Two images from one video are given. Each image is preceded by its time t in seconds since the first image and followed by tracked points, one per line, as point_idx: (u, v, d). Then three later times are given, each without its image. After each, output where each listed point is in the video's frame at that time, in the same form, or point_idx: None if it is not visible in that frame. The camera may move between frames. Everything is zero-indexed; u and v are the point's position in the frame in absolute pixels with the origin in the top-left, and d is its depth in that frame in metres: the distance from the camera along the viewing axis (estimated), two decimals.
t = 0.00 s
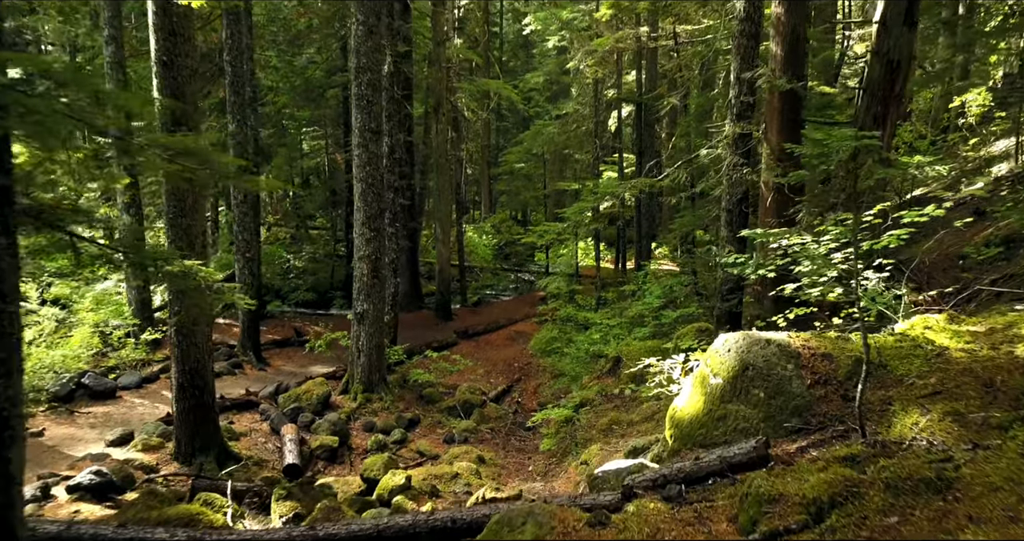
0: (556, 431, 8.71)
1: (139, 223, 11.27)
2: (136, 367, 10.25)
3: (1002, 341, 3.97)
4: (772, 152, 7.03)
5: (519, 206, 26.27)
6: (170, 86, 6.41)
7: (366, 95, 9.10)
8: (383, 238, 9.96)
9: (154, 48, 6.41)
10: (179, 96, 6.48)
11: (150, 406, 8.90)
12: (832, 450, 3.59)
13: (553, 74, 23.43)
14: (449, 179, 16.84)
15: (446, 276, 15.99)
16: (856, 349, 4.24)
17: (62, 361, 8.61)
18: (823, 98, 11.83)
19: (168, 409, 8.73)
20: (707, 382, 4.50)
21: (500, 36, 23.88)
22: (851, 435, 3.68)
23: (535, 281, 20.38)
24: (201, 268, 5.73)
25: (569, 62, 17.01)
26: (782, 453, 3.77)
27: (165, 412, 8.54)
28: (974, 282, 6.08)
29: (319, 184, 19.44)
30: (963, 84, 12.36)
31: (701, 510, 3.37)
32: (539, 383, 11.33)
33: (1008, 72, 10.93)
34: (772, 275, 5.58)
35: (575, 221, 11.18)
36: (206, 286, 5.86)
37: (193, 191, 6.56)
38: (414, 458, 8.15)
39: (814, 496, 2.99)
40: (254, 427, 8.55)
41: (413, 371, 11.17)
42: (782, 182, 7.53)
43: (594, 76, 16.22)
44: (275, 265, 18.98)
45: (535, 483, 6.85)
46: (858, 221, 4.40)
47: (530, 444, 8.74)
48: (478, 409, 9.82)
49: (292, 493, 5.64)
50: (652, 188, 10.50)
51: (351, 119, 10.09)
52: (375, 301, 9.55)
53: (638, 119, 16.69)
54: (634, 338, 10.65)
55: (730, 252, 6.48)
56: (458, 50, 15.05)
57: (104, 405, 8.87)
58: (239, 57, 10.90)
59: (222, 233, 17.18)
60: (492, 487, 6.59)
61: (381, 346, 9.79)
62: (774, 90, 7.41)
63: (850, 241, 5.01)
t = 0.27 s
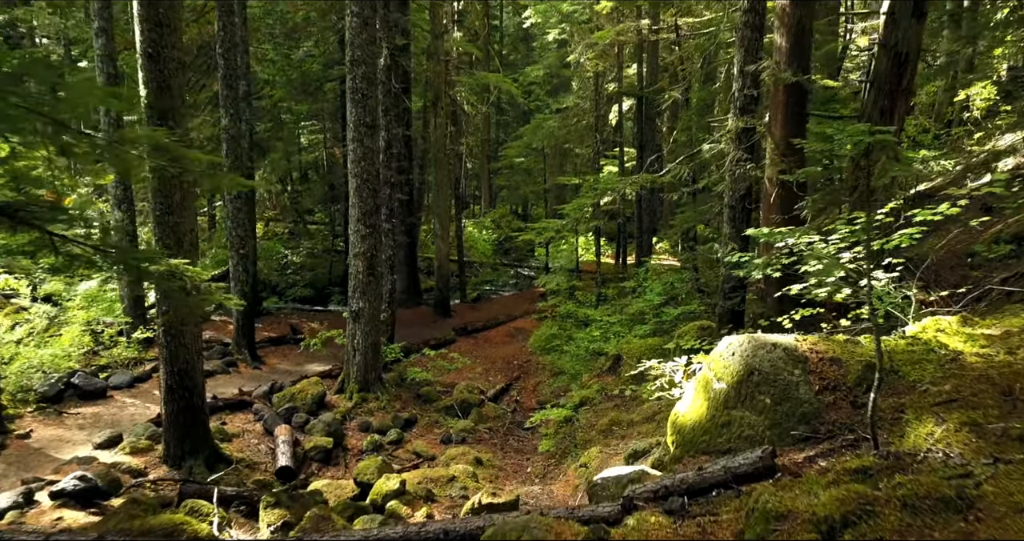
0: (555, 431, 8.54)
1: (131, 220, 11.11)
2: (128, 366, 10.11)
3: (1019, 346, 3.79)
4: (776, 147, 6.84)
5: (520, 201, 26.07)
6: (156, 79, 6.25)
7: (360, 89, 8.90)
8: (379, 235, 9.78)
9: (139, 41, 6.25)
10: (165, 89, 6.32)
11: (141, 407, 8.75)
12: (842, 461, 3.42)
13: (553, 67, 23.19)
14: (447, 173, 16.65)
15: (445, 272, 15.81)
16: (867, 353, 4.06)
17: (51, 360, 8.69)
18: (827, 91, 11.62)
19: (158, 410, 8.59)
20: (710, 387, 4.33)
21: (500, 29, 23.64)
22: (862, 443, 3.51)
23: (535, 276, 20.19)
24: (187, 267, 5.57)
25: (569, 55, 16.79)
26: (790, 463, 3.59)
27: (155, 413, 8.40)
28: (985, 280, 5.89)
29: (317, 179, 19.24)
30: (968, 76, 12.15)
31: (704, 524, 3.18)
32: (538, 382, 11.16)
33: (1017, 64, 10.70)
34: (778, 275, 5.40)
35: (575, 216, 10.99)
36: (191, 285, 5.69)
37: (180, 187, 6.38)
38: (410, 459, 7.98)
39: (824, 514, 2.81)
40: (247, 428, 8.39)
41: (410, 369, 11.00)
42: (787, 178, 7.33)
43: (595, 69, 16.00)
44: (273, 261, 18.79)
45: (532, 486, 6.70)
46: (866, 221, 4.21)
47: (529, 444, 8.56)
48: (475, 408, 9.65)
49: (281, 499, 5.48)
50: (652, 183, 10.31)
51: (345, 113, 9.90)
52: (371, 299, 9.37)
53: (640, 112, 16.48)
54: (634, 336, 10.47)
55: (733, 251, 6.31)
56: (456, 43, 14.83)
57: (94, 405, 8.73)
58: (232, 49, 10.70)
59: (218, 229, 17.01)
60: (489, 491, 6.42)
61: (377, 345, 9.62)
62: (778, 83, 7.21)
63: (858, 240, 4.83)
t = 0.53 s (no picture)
0: (554, 431, 8.40)
1: (126, 218, 11.01)
2: (122, 366, 10.00)
3: None
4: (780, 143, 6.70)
5: (521, 197, 25.91)
6: (144, 75, 6.14)
7: (356, 85, 8.75)
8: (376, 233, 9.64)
9: (128, 35, 6.13)
10: (154, 85, 6.21)
11: (134, 408, 8.64)
12: (851, 472, 3.28)
13: (553, 62, 23.02)
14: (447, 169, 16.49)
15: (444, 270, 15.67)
16: (876, 358, 3.92)
17: (42, 361, 8.62)
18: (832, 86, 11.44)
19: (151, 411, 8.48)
20: (713, 393, 4.19)
21: (500, 24, 23.46)
22: (872, 453, 3.38)
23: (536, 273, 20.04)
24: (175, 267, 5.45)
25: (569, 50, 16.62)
26: (797, 473, 3.46)
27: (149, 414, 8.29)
28: (995, 280, 5.74)
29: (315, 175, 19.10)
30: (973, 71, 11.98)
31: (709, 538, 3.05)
32: (538, 381, 11.02)
33: None
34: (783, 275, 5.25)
35: (575, 214, 10.84)
36: (180, 285, 5.57)
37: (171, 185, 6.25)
38: (407, 460, 7.84)
39: (835, 531, 2.68)
40: (242, 429, 8.27)
41: (408, 369, 10.87)
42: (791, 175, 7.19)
43: (596, 64, 15.84)
44: (272, 258, 18.66)
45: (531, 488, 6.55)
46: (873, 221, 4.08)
47: (528, 445, 8.43)
48: (474, 408, 9.52)
49: (274, 505, 5.36)
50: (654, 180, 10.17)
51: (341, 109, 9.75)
52: (368, 297, 9.24)
53: (641, 108, 16.31)
54: (635, 335, 10.33)
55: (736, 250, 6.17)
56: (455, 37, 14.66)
57: (87, 406, 8.62)
58: (227, 44, 10.56)
59: (216, 226, 16.88)
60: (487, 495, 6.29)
61: (374, 344, 9.49)
62: (782, 78, 7.06)
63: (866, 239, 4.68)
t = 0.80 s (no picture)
0: (554, 436, 8.24)
1: (120, 216, 10.81)
2: (116, 367, 9.82)
3: None
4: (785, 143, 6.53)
5: (521, 195, 25.75)
6: (133, 71, 5.96)
7: (353, 82, 8.58)
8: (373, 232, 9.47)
9: (116, 31, 5.95)
10: (143, 82, 6.03)
11: (126, 410, 8.46)
12: (865, 489, 3.15)
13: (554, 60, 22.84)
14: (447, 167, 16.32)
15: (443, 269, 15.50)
16: (888, 369, 3.77)
17: (34, 363, 8.74)
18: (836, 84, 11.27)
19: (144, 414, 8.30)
20: (718, 402, 4.03)
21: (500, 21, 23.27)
22: (886, 470, 3.23)
23: (536, 272, 19.88)
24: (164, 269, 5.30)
25: (570, 47, 16.45)
26: (808, 490, 3.30)
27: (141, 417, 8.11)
28: (1009, 284, 5.57)
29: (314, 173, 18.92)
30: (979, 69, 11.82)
31: None
32: (538, 383, 10.87)
33: None
34: (789, 278, 5.09)
35: (576, 213, 10.66)
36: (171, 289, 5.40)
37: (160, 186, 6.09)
38: (404, 465, 7.68)
39: None
40: (236, 433, 8.11)
41: (406, 370, 10.72)
42: (797, 175, 7.02)
43: (597, 62, 15.66)
44: (269, 257, 18.47)
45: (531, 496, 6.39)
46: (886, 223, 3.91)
47: (527, 450, 8.27)
48: (473, 411, 9.36)
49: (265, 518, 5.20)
50: (656, 180, 10.00)
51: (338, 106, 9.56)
52: (365, 298, 9.08)
53: (642, 106, 16.15)
54: (637, 336, 10.16)
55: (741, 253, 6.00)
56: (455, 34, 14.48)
57: (79, 409, 8.43)
58: (222, 40, 10.36)
59: (213, 225, 16.70)
60: (485, 502, 6.14)
61: (371, 346, 9.33)
62: (787, 76, 6.88)
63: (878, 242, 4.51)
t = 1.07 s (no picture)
0: (553, 444, 8.05)
1: (111, 218, 10.62)
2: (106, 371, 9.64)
3: None
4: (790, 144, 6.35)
5: (520, 195, 25.56)
6: (119, 69, 5.76)
7: (348, 81, 8.38)
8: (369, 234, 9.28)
9: (101, 28, 5.74)
10: (129, 80, 5.82)
11: (116, 416, 8.28)
12: (881, 514, 2.98)
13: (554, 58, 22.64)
14: (445, 167, 16.13)
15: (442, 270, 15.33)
16: (903, 383, 3.60)
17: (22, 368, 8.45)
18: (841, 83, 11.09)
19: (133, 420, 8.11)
20: (723, 416, 3.85)
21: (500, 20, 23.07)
22: (903, 493, 3.06)
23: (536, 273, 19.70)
24: (150, 275, 5.11)
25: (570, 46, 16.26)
26: (820, 512, 3.12)
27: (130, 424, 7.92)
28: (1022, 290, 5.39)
29: (311, 173, 18.74)
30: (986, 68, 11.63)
31: None
32: (537, 387, 10.69)
33: None
34: (796, 286, 4.90)
35: (575, 215, 10.48)
36: (156, 295, 5.21)
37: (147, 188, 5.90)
38: (400, 473, 7.51)
39: None
40: (227, 440, 7.92)
41: (403, 374, 10.54)
42: (803, 176, 6.83)
43: (598, 60, 15.46)
44: (266, 258, 18.29)
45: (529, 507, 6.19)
46: (900, 228, 3.72)
47: (526, 458, 8.09)
48: (471, 416, 9.19)
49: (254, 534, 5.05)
50: (657, 181, 9.81)
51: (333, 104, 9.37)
52: (360, 302, 8.90)
53: (643, 105, 15.96)
54: (637, 340, 9.98)
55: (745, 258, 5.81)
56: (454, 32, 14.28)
57: (67, 415, 8.24)
58: (216, 37, 10.15)
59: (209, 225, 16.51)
60: (482, 514, 5.96)
61: (366, 351, 9.15)
62: (793, 74, 6.69)
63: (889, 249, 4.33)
